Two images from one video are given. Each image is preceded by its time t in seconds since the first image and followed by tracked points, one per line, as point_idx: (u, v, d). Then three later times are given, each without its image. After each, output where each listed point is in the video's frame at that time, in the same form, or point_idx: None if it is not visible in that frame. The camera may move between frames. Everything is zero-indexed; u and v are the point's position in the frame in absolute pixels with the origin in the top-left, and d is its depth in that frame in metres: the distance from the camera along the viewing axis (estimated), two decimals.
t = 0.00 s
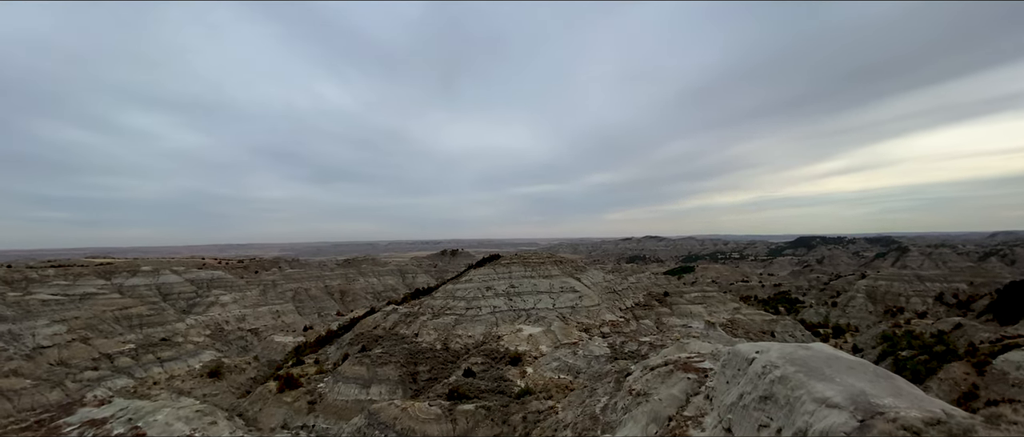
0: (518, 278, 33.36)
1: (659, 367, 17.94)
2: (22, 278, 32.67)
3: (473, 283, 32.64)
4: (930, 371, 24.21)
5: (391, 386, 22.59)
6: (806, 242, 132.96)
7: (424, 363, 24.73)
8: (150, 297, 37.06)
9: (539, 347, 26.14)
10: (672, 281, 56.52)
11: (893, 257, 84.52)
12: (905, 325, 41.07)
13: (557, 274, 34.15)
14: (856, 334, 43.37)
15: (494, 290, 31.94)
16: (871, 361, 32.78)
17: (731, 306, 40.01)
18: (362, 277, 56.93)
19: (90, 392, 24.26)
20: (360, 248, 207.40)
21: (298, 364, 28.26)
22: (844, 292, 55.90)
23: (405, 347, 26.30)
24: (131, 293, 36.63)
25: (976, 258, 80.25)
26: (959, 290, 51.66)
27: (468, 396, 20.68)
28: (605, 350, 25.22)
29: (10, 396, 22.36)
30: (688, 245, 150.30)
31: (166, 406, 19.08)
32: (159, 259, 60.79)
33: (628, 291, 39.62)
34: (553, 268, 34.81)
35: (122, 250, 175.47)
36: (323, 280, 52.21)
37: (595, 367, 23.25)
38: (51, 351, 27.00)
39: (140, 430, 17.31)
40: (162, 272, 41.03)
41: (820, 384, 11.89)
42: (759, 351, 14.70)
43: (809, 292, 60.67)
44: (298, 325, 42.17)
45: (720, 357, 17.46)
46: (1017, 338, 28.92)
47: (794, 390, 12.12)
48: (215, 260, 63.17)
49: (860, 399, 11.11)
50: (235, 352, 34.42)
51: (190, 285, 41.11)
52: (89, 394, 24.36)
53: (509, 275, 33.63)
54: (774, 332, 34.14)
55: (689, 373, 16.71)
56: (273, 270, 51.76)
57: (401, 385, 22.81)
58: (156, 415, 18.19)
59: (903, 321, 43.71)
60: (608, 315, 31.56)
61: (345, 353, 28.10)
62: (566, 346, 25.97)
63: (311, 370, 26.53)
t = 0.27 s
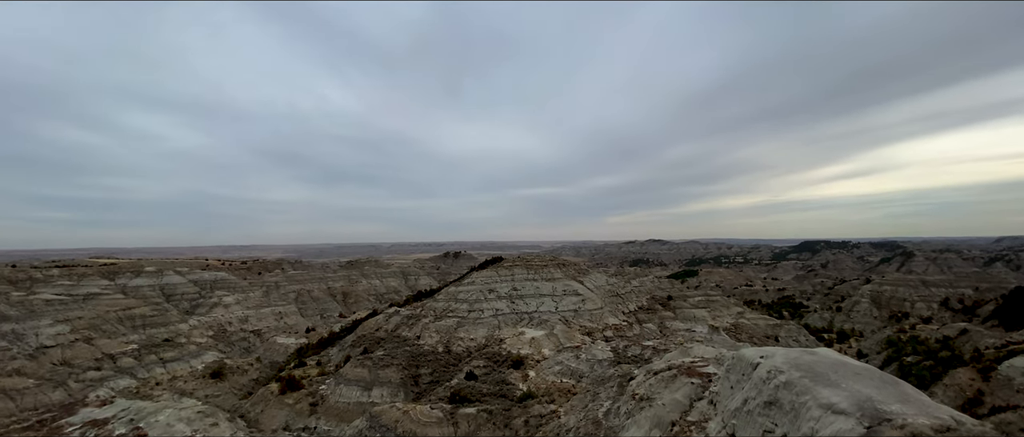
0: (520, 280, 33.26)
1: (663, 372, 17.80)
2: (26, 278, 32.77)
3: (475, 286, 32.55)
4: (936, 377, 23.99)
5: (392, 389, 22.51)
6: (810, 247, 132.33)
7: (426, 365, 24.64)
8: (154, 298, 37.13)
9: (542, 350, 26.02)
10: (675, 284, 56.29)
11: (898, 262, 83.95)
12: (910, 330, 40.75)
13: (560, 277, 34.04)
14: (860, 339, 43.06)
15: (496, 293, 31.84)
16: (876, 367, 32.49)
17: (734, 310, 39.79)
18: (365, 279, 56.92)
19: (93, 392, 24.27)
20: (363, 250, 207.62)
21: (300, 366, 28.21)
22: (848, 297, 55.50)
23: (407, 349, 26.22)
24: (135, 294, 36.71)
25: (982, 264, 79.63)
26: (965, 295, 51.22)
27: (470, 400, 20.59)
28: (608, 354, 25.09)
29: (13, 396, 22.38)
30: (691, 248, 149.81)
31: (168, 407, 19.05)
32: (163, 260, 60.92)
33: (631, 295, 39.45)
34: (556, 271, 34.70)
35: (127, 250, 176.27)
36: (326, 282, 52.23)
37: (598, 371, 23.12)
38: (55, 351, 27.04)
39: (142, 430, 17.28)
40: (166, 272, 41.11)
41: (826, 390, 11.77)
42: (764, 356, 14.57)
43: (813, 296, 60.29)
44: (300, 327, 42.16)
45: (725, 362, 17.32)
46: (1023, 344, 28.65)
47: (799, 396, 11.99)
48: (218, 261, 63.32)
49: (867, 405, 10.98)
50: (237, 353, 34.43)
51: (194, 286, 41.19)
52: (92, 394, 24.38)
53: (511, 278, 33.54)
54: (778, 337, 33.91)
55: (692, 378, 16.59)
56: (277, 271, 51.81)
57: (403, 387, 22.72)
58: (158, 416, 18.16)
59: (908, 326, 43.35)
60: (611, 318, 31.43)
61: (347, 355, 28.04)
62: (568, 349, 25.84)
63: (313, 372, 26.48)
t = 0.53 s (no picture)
0: (524, 283, 33.16)
1: (667, 376, 17.66)
2: (33, 277, 32.95)
3: (478, 288, 32.47)
4: (943, 384, 23.72)
5: (395, 390, 22.44)
6: (816, 251, 131.48)
7: (429, 367, 24.56)
8: (159, 298, 37.26)
9: (545, 353, 25.91)
10: (679, 288, 56.01)
11: (905, 267, 83.28)
12: (917, 335, 40.35)
13: (563, 280, 33.92)
14: (866, 344, 42.70)
15: (500, 295, 31.75)
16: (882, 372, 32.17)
17: (739, 314, 39.53)
18: (368, 280, 56.97)
19: (97, 391, 24.34)
20: (367, 252, 208.01)
21: (303, 367, 28.20)
22: (854, 301, 55.03)
23: (410, 351, 26.16)
24: (140, 294, 36.86)
25: (989, 269, 78.88)
26: (972, 301, 50.68)
27: (472, 402, 20.50)
28: (611, 357, 24.95)
29: (18, 394, 22.46)
30: (696, 252, 149.26)
31: (171, 407, 19.07)
32: (168, 260, 61.17)
33: (635, 298, 39.29)
34: (559, 274, 34.58)
35: (132, 250, 177.25)
36: (330, 282, 52.30)
37: (601, 374, 22.98)
38: (60, 350, 27.14)
39: (144, 430, 17.29)
40: (171, 272, 41.24)
41: (833, 396, 11.64)
42: (769, 361, 14.43)
43: (818, 301, 59.85)
44: (304, 328, 42.21)
45: (729, 366, 17.19)
46: None
47: (805, 402, 11.86)
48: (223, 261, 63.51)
49: (874, 412, 10.85)
50: (241, 354, 34.47)
51: (199, 286, 41.31)
52: (96, 393, 24.45)
53: (514, 280, 33.45)
54: (783, 342, 33.64)
55: (697, 382, 16.45)
56: (281, 272, 51.93)
57: (406, 389, 22.65)
58: (161, 416, 18.17)
59: (915, 331, 42.94)
60: (614, 321, 31.29)
61: (350, 356, 28.00)
62: (572, 352, 25.72)
63: (316, 373, 26.46)
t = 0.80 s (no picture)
0: (528, 284, 33.06)
1: (672, 379, 17.51)
2: (42, 275, 33.21)
3: (482, 289, 32.41)
4: (951, 389, 23.42)
5: (398, 391, 22.40)
6: (822, 254, 130.49)
7: (432, 368, 24.52)
8: (165, 297, 37.45)
9: (549, 355, 25.82)
10: (684, 290, 55.74)
11: (913, 271, 82.50)
12: (925, 340, 39.91)
13: (567, 281, 33.81)
14: (873, 349, 42.26)
15: (504, 296, 31.67)
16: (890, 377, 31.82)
17: (744, 317, 39.26)
18: (373, 281, 57.05)
19: (103, 390, 24.45)
20: (372, 252, 208.57)
21: (307, 367, 28.22)
22: (861, 305, 54.50)
23: (413, 352, 26.13)
24: (147, 293, 37.07)
25: (999, 273, 77.98)
26: (982, 305, 50.08)
27: (476, 404, 20.42)
28: (615, 360, 24.80)
29: (25, 392, 22.61)
30: (701, 254, 148.57)
31: (175, 406, 19.12)
32: (175, 259, 61.52)
33: (639, 301, 39.11)
34: (563, 275, 34.47)
35: (140, 250, 178.61)
36: (334, 283, 52.40)
37: (606, 376, 22.85)
38: (67, 348, 27.31)
39: (149, 429, 17.32)
40: (177, 272, 41.44)
41: (841, 402, 11.50)
42: (776, 364, 14.29)
43: (824, 304, 59.34)
44: (308, 328, 42.31)
45: (735, 370, 17.03)
46: None
47: (812, 407, 11.73)
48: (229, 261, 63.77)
49: (883, 418, 10.71)
50: (246, 353, 34.57)
51: (204, 285, 41.49)
52: (102, 391, 24.57)
53: (519, 281, 33.36)
54: (789, 345, 33.35)
55: (702, 386, 16.30)
56: (286, 272, 52.09)
57: (409, 390, 22.60)
58: (165, 415, 18.22)
59: (923, 335, 42.50)
60: (619, 324, 31.14)
61: (354, 356, 27.99)
62: (576, 354, 25.60)
63: (320, 373, 26.47)
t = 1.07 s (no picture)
0: (534, 285, 32.96)
1: (678, 381, 17.37)
2: (52, 274, 33.55)
3: (488, 290, 32.36)
4: (963, 394, 23.07)
5: (404, 391, 22.38)
6: (830, 256, 129.28)
7: (438, 369, 24.49)
8: (173, 296, 37.72)
9: (554, 356, 25.72)
10: (691, 292, 55.37)
11: (923, 274, 81.53)
12: (936, 344, 39.36)
13: (573, 282, 33.67)
14: (883, 352, 41.78)
15: (509, 297, 31.61)
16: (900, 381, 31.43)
17: (752, 320, 38.94)
18: (379, 281, 57.17)
19: (111, 388, 24.64)
20: (378, 253, 209.23)
21: (313, 366, 28.30)
22: (870, 308, 53.89)
23: (419, 352, 26.12)
24: (156, 292, 37.35)
25: (1011, 276, 76.85)
26: (994, 309, 49.35)
27: (481, 404, 20.36)
28: (621, 361, 24.67)
29: (35, 389, 22.79)
30: (707, 256, 147.68)
31: (182, 405, 19.22)
32: (184, 258, 61.96)
33: (646, 302, 38.89)
34: (569, 276, 34.34)
35: (148, 250, 179.78)
36: (341, 283, 52.57)
37: (611, 378, 22.73)
38: (76, 346, 27.54)
39: (156, 427, 17.41)
40: (185, 271, 41.71)
41: (851, 406, 11.35)
42: (785, 367, 14.13)
43: (833, 307, 58.72)
44: (315, 327, 42.47)
45: (743, 373, 16.87)
46: None
47: (822, 411, 11.59)
48: (236, 261, 64.14)
49: (895, 423, 10.55)
50: (252, 352, 34.72)
51: (212, 285, 41.74)
52: (110, 389, 24.75)
53: (524, 282, 33.28)
54: (797, 348, 33.02)
55: (709, 388, 16.15)
56: (293, 272, 52.32)
57: (414, 390, 22.55)
58: (172, 413, 18.32)
59: (933, 339, 41.94)
60: (625, 325, 30.98)
61: (360, 356, 28.02)
62: (581, 356, 25.49)
63: (326, 372, 26.52)
